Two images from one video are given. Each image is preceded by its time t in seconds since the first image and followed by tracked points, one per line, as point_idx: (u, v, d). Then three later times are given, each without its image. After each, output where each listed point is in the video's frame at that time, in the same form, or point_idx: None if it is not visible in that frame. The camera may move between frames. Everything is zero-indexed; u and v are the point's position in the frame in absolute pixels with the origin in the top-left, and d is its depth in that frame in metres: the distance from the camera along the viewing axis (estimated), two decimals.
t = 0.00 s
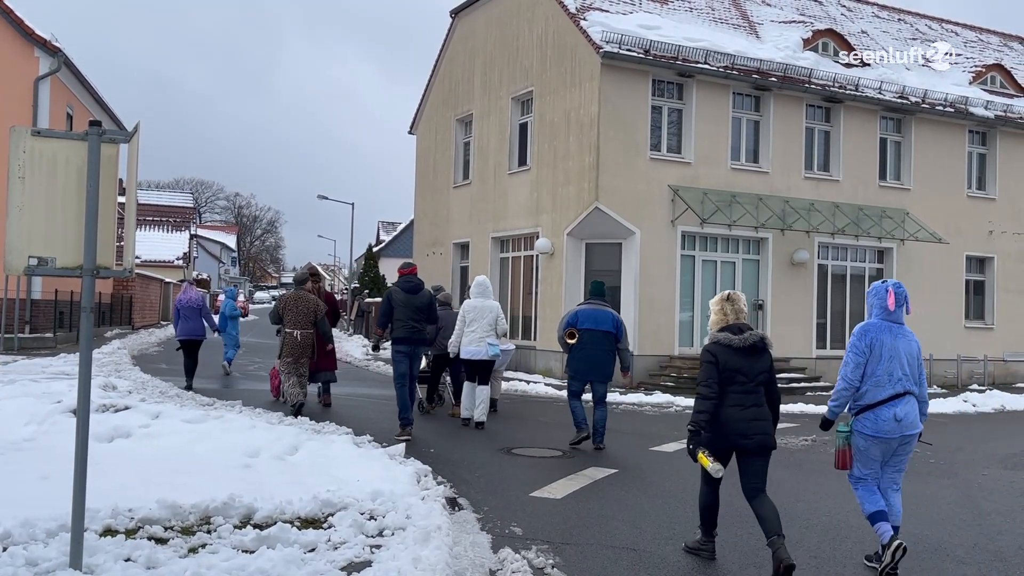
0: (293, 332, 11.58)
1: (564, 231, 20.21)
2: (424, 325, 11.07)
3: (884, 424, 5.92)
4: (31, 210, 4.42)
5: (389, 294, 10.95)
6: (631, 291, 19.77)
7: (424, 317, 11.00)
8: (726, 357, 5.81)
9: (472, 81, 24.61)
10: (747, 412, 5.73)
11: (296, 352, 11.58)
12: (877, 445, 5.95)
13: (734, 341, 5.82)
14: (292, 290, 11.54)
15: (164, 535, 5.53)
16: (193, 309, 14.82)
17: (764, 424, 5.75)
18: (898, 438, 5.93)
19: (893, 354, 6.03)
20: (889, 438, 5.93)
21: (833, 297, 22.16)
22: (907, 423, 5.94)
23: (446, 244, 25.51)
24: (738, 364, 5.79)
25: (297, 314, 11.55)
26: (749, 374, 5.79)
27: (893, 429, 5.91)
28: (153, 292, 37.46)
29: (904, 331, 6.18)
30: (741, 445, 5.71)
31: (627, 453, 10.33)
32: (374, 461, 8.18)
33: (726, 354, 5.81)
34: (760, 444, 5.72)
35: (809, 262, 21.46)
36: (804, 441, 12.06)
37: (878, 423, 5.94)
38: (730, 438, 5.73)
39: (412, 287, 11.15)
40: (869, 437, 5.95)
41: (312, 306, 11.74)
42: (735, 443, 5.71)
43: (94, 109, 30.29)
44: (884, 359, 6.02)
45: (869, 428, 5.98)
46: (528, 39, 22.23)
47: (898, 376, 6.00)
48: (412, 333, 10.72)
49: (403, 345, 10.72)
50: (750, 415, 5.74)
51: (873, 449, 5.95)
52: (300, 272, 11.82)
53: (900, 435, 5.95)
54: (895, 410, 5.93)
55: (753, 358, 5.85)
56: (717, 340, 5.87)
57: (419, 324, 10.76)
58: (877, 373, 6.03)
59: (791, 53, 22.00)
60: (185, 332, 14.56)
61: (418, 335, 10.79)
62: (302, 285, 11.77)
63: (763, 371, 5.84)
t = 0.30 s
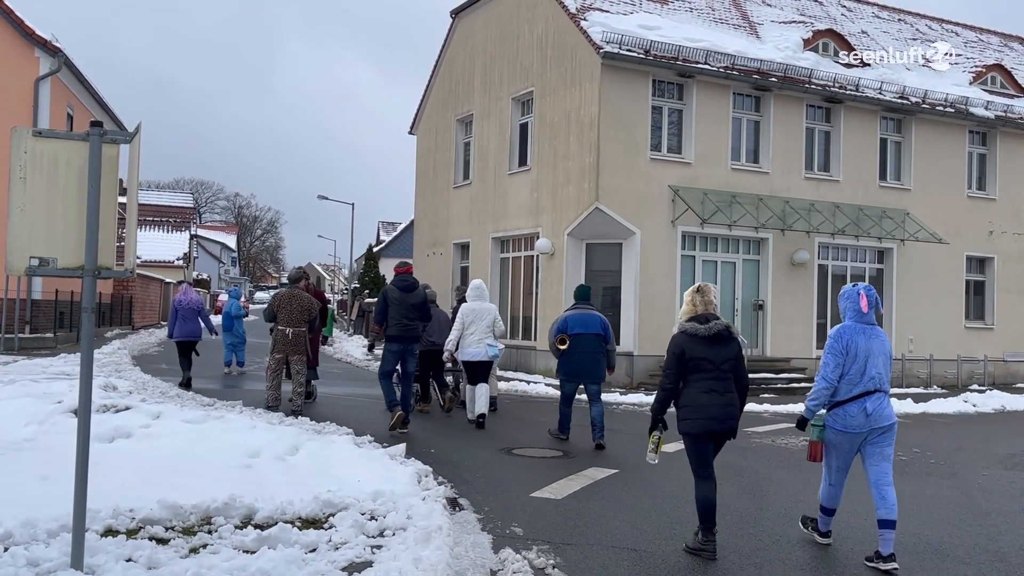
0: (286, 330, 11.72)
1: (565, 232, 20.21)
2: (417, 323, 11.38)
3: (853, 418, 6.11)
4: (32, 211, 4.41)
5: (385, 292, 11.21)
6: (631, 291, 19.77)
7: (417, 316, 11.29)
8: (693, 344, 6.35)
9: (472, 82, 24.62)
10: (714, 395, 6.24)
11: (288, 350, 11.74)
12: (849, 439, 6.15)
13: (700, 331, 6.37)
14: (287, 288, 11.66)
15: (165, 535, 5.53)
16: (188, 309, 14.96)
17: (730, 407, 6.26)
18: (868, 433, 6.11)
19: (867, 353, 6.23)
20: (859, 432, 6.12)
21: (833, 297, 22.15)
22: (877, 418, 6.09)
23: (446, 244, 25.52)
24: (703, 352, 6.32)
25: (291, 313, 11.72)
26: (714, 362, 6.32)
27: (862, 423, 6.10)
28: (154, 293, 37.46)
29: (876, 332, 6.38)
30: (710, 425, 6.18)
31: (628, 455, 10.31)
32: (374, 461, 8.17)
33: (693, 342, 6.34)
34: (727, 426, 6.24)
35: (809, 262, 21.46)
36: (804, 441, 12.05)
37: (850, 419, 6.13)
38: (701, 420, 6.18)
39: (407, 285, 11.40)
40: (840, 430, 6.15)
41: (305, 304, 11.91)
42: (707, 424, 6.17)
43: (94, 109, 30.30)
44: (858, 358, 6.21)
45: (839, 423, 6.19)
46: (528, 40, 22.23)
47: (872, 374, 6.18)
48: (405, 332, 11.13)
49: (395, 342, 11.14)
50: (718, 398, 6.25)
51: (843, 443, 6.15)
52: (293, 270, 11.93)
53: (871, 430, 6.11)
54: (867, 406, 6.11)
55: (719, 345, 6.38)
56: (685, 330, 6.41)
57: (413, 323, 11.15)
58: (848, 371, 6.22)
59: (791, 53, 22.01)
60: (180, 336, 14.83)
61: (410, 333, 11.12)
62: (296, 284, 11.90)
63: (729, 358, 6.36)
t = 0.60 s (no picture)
0: (273, 329, 12.03)
1: (566, 232, 20.20)
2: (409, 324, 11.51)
3: (822, 408, 6.54)
4: (35, 211, 4.42)
5: (375, 295, 11.32)
6: (632, 291, 19.77)
7: (408, 317, 11.42)
8: (662, 344, 6.69)
9: (473, 82, 24.62)
10: (680, 392, 6.56)
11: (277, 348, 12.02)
12: (817, 427, 6.57)
13: (669, 331, 6.71)
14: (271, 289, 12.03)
15: (167, 535, 5.54)
16: (185, 303, 15.01)
17: (696, 403, 6.55)
18: (834, 422, 6.55)
19: (831, 346, 6.67)
20: (827, 421, 6.55)
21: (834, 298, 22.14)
22: (843, 408, 6.55)
23: (447, 245, 25.53)
24: (671, 350, 6.64)
25: (276, 313, 12.08)
26: (682, 360, 6.63)
27: (830, 413, 6.53)
28: (155, 294, 37.48)
29: (839, 325, 6.82)
30: (676, 419, 6.49)
31: (630, 455, 10.30)
32: (376, 462, 8.16)
33: (662, 341, 6.68)
34: (695, 421, 6.55)
35: (811, 263, 21.46)
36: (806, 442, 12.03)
37: (819, 408, 6.55)
38: (667, 414, 6.50)
39: (396, 288, 11.49)
40: (810, 419, 6.57)
41: (290, 304, 12.26)
42: (673, 417, 6.48)
43: (96, 110, 30.31)
44: (822, 352, 6.65)
45: (808, 412, 6.61)
46: (530, 40, 22.22)
47: (836, 365, 6.62)
48: (395, 333, 11.25)
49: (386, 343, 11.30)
50: (684, 395, 6.56)
51: (813, 431, 6.57)
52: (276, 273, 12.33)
53: (837, 419, 6.56)
54: (833, 396, 6.55)
55: (688, 345, 6.71)
56: (656, 330, 6.76)
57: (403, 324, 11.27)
58: (816, 363, 6.66)
59: (792, 53, 22.00)
60: (180, 340, 15.07)
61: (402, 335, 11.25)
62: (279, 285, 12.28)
63: (697, 357, 6.68)
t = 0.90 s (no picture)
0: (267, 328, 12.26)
1: (568, 233, 20.20)
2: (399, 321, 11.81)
3: (804, 405, 6.87)
4: (38, 212, 4.43)
5: (363, 294, 11.64)
6: (635, 292, 19.77)
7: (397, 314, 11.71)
8: (646, 336, 7.07)
9: (475, 83, 24.63)
10: (660, 382, 6.92)
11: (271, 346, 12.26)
12: (801, 425, 6.89)
13: (653, 325, 7.09)
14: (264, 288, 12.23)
15: (169, 536, 5.54)
16: (178, 305, 15.09)
17: (674, 393, 6.92)
18: (815, 418, 6.90)
19: (807, 347, 6.99)
20: (810, 418, 6.89)
21: (836, 299, 22.13)
22: (822, 404, 6.90)
23: (449, 245, 25.54)
24: (654, 343, 7.04)
25: (268, 312, 12.28)
26: (663, 353, 7.02)
27: (812, 410, 6.88)
28: (157, 294, 37.51)
29: (814, 325, 7.14)
30: (653, 407, 6.87)
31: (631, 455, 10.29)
32: (378, 462, 8.15)
33: (646, 333, 7.05)
34: (674, 411, 6.91)
35: (813, 263, 21.45)
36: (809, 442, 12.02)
37: (801, 406, 6.88)
38: (647, 403, 6.88)
39: (384, 286, 11.80)
40: (793, 418, 6.90)
41: (282, 302, 12.45)
42: (650, 406, 6.86)
43: (99, 110, 30.34)
44: (799, 352, 6.97)
45: (791, 410, 6.93)
46: (532, 40, 22.23)
47: (814, 365, 6.94)
48: (385, 331, 11.56)
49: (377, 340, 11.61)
50: (663, 385, 6.94)
51: (796, 429, 6.89)
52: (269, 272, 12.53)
53: (818, 415, 6.92)
54: (813, 394, 6.88)
55: (669, 339, 7.10)
56: (641, 323, 7.14)
57: (393, 322, 11.58)
58: (794, 362, 6.98)
59: (794, 54, 22.00)
60: (174, 341, 15.11)
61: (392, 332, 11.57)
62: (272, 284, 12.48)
63: (678, 351, 7.07)
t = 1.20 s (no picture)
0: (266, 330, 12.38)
1: (571, 233, 20.20)
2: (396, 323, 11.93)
3: (777, 394, 7.37)
4: (42, 212, 4.43)
5: (361, 296, 11.77)
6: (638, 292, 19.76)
7: (395, 317, 11.85)
8: (617, 336, 7.40)
9: (478, 83, 24.63)
10: (631, 378, 7.30)
11: (269, 348, 12.37)
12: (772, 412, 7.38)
13: (622, 325, 7.43)
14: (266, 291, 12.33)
15: (173, 535, 5.55)
16: (176, 303, 15.16)
17: (644, 389, 7.33)
18: (785, 406, 7.39)
19: (783, 337, 7.54)
20: (781, 406, 7.38)
21: (839, 299, 22.11)
22: (794, 394, 7.41)
23: (452, 245, 25.53)
24: (624, 342, 7.39)
25: (270, 314, 12.38)
26: (634, 349, 7.38)
27: (783, 398, 7.37)
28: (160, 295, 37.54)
29: (790, 320, 7.70)
30: (626, 403, 7.27)
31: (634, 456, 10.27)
32: (380, 463, 8.15)
33: (617, 333, 7.40)
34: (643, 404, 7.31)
35: (816, 263, 21.42)
36: (812, 443, 12.01)
37: (774, 394, 7.37)
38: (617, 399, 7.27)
39: (383, 290, 11.96)
40: (765, 404, 7.38)
41: (283, 305, 12.57)
42: (622, 403, 7.26)
43: (102, 110, 30.37)
44: (776, 342, 7.52)
45: (764, 397, 7.42)
46: (534, 40, 22.23)
47: (788, 356, 7.50)
48: (383, 333, 11.75)
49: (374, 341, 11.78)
50: (634, 382, 7.33)
51: (768, 415, 7.39)
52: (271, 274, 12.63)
53: (789, 404, 7.41)
54: (786, 383, 7.39)
55: (638, 336, 7.44)
56: (611, 324, 7.46)
57: (390, 325, 11.76)
58: (770, 353, 7.51)
59: (797, 54, 21.98)
60: (173, 339, 15.20)
61: (388, 334, 11.70)
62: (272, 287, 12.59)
63: (648, 347, 7.43)
